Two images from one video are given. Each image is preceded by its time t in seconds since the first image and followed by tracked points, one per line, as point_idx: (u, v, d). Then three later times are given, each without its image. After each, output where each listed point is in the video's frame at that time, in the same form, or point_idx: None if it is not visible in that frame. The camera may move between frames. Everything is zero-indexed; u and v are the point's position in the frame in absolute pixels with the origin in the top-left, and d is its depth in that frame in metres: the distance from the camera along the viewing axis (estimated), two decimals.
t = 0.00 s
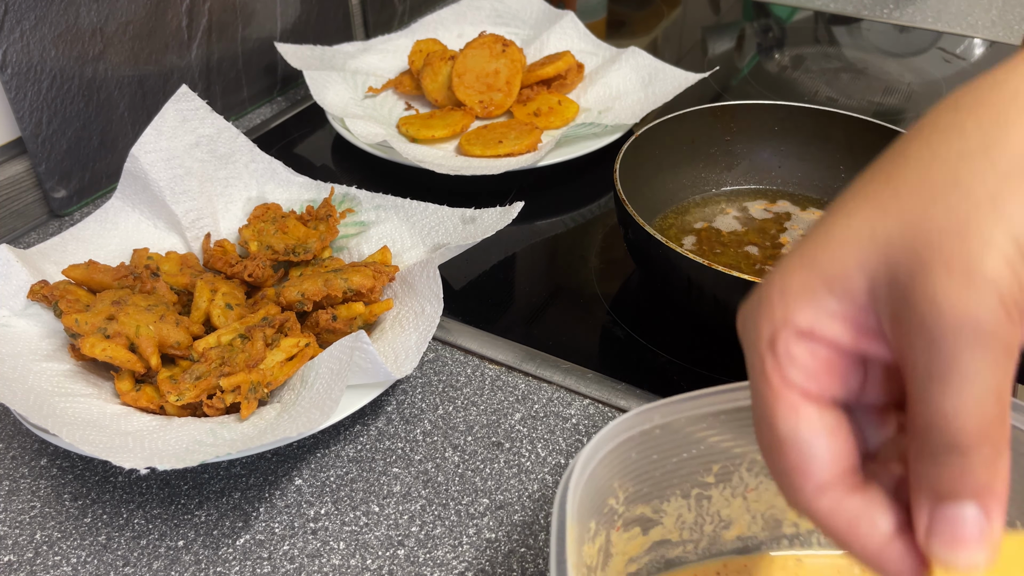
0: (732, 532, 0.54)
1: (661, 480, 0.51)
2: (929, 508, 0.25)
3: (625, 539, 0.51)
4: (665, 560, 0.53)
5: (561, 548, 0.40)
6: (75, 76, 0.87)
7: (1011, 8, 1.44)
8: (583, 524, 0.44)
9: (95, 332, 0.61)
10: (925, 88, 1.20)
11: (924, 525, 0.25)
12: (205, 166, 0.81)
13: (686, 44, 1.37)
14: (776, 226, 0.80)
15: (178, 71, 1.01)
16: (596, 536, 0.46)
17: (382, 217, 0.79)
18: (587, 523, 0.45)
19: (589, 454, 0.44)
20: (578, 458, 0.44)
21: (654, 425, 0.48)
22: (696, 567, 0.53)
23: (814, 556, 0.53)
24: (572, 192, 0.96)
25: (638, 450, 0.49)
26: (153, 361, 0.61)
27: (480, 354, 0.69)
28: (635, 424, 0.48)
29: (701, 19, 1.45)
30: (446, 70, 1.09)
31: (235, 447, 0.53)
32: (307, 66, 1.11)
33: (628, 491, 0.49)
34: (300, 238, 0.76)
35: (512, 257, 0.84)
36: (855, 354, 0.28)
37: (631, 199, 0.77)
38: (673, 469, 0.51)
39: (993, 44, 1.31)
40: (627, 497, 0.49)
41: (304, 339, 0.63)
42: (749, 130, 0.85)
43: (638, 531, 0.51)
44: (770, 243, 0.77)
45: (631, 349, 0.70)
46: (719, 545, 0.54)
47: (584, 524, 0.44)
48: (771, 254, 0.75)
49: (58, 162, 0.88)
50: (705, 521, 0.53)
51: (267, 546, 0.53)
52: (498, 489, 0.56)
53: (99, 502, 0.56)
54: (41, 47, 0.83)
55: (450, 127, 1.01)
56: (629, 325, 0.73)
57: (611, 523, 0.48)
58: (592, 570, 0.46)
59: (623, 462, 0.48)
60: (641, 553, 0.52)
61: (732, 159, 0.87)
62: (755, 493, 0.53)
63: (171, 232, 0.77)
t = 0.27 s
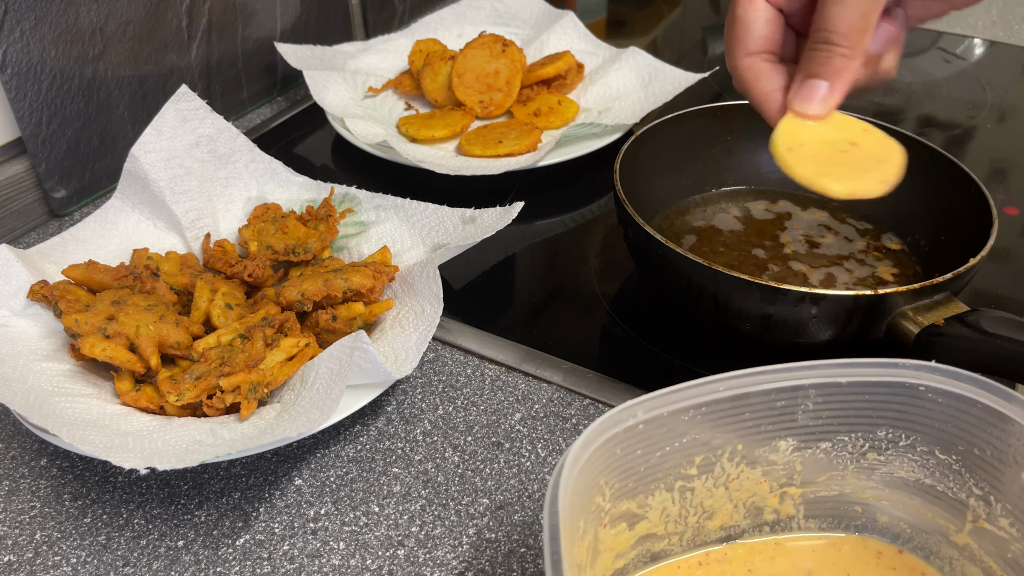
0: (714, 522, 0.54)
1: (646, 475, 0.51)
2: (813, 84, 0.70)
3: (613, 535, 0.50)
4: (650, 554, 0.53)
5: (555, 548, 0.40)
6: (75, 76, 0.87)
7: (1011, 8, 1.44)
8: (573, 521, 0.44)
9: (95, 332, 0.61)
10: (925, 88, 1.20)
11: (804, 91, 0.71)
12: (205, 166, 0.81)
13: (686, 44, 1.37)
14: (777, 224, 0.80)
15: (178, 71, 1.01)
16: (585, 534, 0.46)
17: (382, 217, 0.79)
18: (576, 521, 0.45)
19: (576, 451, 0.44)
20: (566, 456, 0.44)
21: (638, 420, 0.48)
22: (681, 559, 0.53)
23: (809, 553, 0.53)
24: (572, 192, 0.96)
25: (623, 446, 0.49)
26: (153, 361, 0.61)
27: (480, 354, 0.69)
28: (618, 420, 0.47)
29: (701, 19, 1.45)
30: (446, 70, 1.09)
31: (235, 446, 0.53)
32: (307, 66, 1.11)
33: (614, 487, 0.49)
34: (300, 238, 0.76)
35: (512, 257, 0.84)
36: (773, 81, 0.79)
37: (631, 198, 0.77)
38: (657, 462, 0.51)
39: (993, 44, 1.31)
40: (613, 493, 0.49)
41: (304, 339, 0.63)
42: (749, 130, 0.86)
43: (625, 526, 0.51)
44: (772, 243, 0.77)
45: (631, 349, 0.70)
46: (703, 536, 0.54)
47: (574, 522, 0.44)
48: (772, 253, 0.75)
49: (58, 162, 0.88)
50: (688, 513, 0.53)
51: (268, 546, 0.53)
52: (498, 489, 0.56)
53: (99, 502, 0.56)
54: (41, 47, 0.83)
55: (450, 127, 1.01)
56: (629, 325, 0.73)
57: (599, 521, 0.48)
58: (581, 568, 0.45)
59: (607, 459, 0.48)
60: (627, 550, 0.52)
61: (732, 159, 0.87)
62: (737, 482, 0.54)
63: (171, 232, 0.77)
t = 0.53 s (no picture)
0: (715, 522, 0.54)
1: (646, 475, 0.51)
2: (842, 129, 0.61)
3: (613, 535, 0.50)
4: (650, 555, 0.53)
5: (554, 547, 0.40)
6: (75, 76, 0.87)
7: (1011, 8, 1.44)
8: (573, 521, 0.44)
9: (95, 332, 0.61)
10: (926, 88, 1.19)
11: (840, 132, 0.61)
12: (205, 166, 0.80)
13: (686, 44, 1.37)
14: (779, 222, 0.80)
15: (178, 71, 1.01)
16: (585, 534, 0.46)
17: (382, 217, 0.79)
18: (576, 521, 0.45)
19: (576, 450, 0.44)
20: (566, 456, 0.44)
21: (638, 420, 0.48)
22: (681, 559, 0.53)
23: (809, 553, 0.53)
24: (572, 192, 0.96)
25: (622, 446, 0.49)
26: (153, 361, 0.61)
27: (480, 354, 0.69)
28: (617, 419, 0.47)
29: (701, 19, 1.45)
30: (446, 70, 1.09)
31: (235, 447, 0.53)
32: (307, 66, 1.11)
33: (614, 487, 0.49)
34: (300, 238, 0.76)
35: (512, 257, 0.84)
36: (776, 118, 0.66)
37: (631, 199, 0.77)
38: (657, 462, 0.51)
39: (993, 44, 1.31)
40: (613, 493, 0.49)
41: (304, 339, 0.63)
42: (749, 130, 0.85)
43: (625, 527, 0.51)
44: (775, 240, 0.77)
45: (631, 349, 0.70)
46: (703, 536, 0.54)
47: (574, 522, 0.44)
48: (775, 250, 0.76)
49: (58, 162, 0.88)
50: (689, 513, 0.53)
51: (268, 546, 0.53)
52: (498, 489, 0.56)
53: (99, 502, 0.56)
54: (41, 47, 0.83)
55: (450, 126, 1.01)
56: (629, 325, 0.73)
57: (599, 521, 0.48)
58: (581, 568, 0.45)
59: (607, 459, 0.48)
60: (627, 550, 0.52)
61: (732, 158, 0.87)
62: (736, 482, 0.54)
63: (171, 232, 0.77)
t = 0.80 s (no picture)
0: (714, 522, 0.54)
1: (646, 475, 0.51)
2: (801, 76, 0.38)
3: (613, 535, 0.50)
4: (650, 554, 0.53)
5: (554, 547, 0.40)
6: (75, 76, 0.87)
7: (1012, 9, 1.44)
8: (573, 521, 0.44)
9: (95, 332, 0.61)
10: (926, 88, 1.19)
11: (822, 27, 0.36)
12: (205, 166, 0.80)
13: (686, 44, 1.37)
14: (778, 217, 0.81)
15: (178, 71, 1.01)
16: (585, 534, 0.46)
17: (382, 217, 0.79)
18: (576, 520, 0.45)
19: (577, 451, 0.44)
20: (566, 457, 0.44)
21: (638, 420, 0.48)
22: (681, 559, 0.53)
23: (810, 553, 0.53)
24: (572, 192, 0.96)
25: (623, 446, 0.48)
26: (153, 361, 0.61)
27: (480, 354, 0.69)
28: (617, 420, 0.47)
29: (701, 19, 1.45)
30: (446, 70, 1.09)
31: (235, 447, 0.53)
32: (308, 66, 1.11)
33: (614, 487, 0.49)
34: (300, 238, 0.76)
35: (512, 257, 0.84)
36: (834, 101, 0.41)
37: (631, 198, 0.77)
38: (657, 462, 0.51)
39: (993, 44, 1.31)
40: (613, 493, 0.49)
41: (304, 339, 0.63)
42: (749, 129, 0.85)
43: (625, 527, 0.51)
44: (771, 234, 0.78)
45: (631, 349, 0.70)
46: (703, 536, 0.54)
47: (575, 522, 0.44)
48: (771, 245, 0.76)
49: (58, 163, 0.88)
50: (689, 513, 0.53)
51: (268, 546, 0.53)
52: (498, 489, 0.56)
53: (99, 502, 0.56)
54: (41, 47, 0.83)
55: (450, 126, 1.01)
56: (629, 325, 0.73)
57: (599, 521, 0.48)
58: (581, 568, 0.45)
59: (607, 459, 0.48)
60: (628, 550, 0.52)
61: (732, 158, 0.87)
62: (736, 482, 0.54)
63: (171, 232, 0.77)
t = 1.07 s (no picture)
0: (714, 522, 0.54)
1: (646, 475, 0.51)
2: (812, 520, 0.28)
3: (613, 535, 0.50)
4: (650, 554, 0.53)
5: (555, 547, 0.40)
6: (75, 76, 0.87)
7: (1011, 9, 1.44)
8: (573, 521, 0.44)
9: (95, 332, 0.61)
10: (926, 88, 1.20)
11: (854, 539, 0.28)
12: (205, 166, 0.81)
13: (686, 44, 1.37)
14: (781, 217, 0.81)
15: (178, 71, 1.01)
16: (585, 534, 0.46)
17: (382, 217, 0.79)
18: (577, 520, 0.45)
19: (577, 451, 0.44)
20: (566, 457, 0.44)
21: (638, 420, 0.48)
22: (682, 558, 0.53)
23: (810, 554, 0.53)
24: (572, 192, 0.96)
25: (623, 446, 0.49)
26: (153, 361, 0.61)
27: (480, 354, 0.69)
28: (618, 419, 0.47)
29: (701, 19, 1.45)
30: (446, 70, 1.09)
31: (235, 446, 0.53)
32: (307, 66, 1.11)
33: (614, 488, 0.49)
34: (300, 238, 0.76)
35: (512, 257, 0.84)
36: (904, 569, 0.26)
37: (631, 198, 0.77)
38: (657, 462, 0.51)
39: (993, 44, 1.31)
40: (613, 493, 0.49)
41: (304, 339, 0.63)
42: (749, 130, 0.85)
43: (625, 527, 0.51)
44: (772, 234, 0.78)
45: (631, 349, 0.70)
46: (703, 536, 0.54)
47: (575, 522, 0.44)
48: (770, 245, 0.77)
49: (58, 163, 0.88)
50: (689, 513, 0.53)
51: (268, 546, 0.53)
52: (498, 489, 0.56)
53: (99, 502, 0.56)
54: (41, 47, 0.83)
55: (450, 126, 1.01)
56: (629, 325, 0.73)
57: (599, 521, 0.48)
58: (581, 568, 0.45)
59: (607, 459, 0.48)
60: (627, 550, 0.52)
61: (732, 159, 0.87)
62: (736, 482, 0.53)
63: (171, 232, 0.77)
